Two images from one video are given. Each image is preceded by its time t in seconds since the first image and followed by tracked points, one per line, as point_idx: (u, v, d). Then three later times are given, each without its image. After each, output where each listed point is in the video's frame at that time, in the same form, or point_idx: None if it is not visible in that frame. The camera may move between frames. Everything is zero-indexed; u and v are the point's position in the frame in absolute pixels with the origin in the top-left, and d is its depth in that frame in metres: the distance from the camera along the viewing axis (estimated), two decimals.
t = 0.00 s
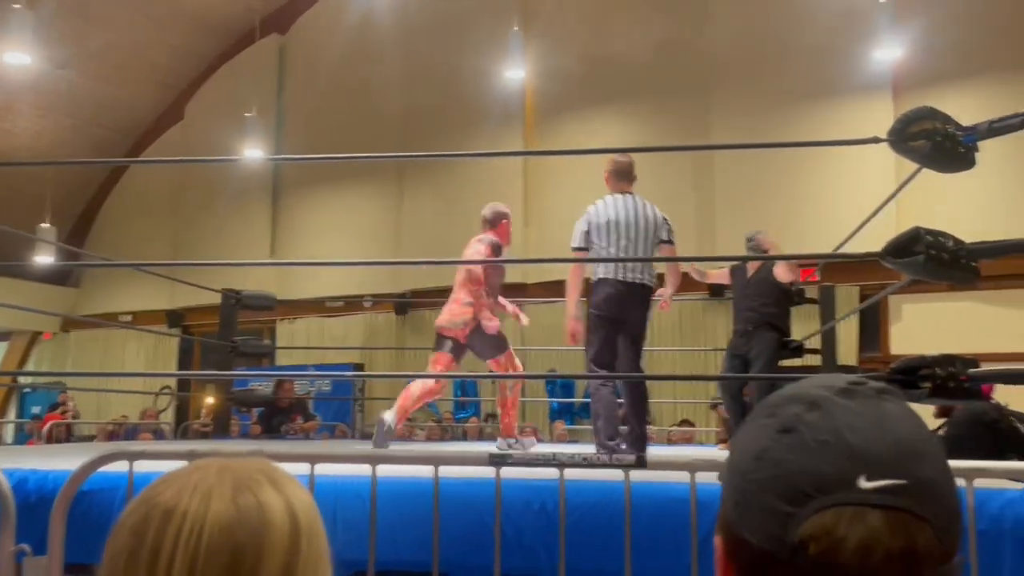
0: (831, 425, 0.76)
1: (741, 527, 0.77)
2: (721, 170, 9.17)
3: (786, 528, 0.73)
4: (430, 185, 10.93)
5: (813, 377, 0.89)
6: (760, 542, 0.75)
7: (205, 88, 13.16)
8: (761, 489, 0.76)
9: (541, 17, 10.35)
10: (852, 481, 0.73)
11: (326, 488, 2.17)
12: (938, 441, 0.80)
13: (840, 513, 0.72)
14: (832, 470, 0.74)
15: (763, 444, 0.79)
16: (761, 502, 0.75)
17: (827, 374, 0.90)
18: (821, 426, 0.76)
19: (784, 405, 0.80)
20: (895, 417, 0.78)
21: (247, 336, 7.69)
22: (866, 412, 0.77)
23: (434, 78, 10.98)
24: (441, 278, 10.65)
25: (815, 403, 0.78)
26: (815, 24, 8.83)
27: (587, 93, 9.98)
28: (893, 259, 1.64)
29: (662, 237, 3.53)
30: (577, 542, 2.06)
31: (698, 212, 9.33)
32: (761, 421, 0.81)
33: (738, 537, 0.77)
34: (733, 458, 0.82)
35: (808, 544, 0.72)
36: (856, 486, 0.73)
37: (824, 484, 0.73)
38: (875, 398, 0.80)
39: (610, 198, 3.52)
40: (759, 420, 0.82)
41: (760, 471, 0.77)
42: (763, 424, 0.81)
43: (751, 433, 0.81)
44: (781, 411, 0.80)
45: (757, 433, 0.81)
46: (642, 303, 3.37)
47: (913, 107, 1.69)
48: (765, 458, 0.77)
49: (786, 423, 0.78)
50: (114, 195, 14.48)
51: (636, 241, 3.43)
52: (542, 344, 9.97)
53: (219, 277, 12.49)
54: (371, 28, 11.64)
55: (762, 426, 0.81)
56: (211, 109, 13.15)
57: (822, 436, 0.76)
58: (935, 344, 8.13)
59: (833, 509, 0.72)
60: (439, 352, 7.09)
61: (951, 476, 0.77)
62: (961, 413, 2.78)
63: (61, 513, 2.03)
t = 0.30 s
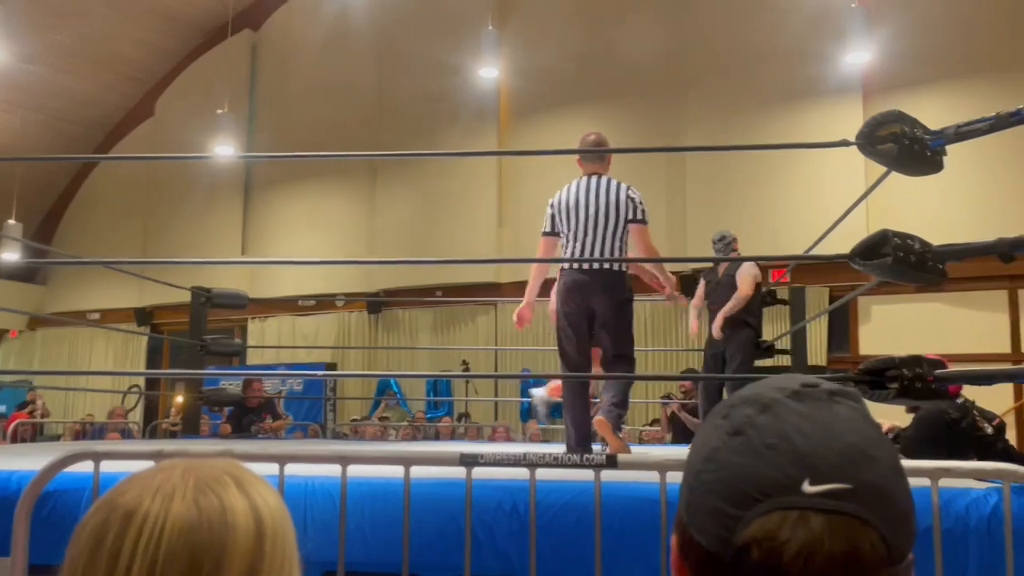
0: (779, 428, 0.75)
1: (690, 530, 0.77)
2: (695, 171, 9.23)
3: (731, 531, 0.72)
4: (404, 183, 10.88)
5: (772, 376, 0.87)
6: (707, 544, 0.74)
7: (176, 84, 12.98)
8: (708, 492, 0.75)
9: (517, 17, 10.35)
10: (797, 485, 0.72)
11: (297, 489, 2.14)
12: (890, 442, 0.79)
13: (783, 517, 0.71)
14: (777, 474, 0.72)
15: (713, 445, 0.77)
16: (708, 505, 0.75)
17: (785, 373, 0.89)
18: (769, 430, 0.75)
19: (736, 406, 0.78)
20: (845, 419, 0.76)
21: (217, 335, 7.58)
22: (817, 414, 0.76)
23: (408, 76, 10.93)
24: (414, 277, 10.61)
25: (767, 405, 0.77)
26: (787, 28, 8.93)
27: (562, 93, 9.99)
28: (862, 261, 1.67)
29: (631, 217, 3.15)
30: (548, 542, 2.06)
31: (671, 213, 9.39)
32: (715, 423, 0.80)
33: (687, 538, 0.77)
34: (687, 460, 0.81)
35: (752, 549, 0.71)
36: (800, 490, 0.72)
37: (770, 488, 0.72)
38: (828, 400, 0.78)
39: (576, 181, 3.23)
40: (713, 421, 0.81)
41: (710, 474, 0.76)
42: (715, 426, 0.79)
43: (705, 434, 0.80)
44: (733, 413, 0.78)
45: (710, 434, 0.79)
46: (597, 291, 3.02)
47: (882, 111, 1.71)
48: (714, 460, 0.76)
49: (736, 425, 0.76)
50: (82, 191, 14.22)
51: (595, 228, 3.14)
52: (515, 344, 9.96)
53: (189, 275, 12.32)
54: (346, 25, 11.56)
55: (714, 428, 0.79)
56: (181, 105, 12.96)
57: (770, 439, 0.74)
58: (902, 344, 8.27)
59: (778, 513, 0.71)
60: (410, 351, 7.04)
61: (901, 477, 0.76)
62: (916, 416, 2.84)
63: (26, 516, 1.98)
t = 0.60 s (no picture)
0: (733, 419, 0.76)
1: (652, 522, 0.78)
2: (668, 171, 9.29)
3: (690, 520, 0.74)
4: (377, 180, 10.82)
5: (730, 373, 0.89)
6: (668, 535, 0.76)
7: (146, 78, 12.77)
8: (669, 484, 0.77)
9: (491, 15, 10.34)
10: (752, 472, 0.73)
11: (266, 488, 2.12)
12: (844, 431, 0.80)
13: (739, 503, 0.72)
14: (732, 462, 0.74)
15: (672, 439, 0.79)
16: (668, 496, 0.76)
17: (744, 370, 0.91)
18: (724, 420, 0.76)
19: (693, 400, 0.80)
20: (798, 409, 0.78)
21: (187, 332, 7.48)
22: (768, 404, 0.78)
23: (381, 73, 10.86)
24: (386, 275, 10.56)
25: (721, 397, 0.78)
26: (760, 31, 9.02)
27: (536, 91, 10.00)
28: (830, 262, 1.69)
29: (616, 205, 3.00)
30: (518, 539, 2.05)
31: (644, 213, 9.44)
32: (673, 418, 0.81)
33: (651, 531, 0.78)
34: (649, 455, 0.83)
35: (710, 535, 0.72)
36: (755, 477, 0.73)
37: (726, 476, 0.74)
38: (780, 392, 0.80)
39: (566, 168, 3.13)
40: (672, 417, 0.82)
41: (669, 466, 0.78)
42: (674, 421, 0.81)
43: (664, 430, 0.82)
44: (690, 407, 0.80)
45: (669, 429, 0.81)
46: (575, 279, 2.84)
47: (850, 112, 1.73)
48: (673, 453, 0.78)
49: (692, 418, 0.78)
50: (47, 186, 13.95)
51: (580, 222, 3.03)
52: (488, 343, 9.94)
53: (158, 272, 12.13)
54: (319, 20, 11.46)
55: (673, 422, 0.81)
56: (151, 98, 12.75)
57: (725, 429, 0.76)
58: (870, 343, 8.40)
59: (734, 499, 0.73)
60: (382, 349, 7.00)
61: (854, 464, 0.77)
62: (893, 428, 2.87)
63: None
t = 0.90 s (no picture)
0: (729, 411, 0.77)
1: (644, 514, 0.78)
2: (650, 168, 9.31)
3: (683, 511, 0.74)
4: (358, 175, 10.76)
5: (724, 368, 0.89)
6: (662, 527, 0.76)
7: (124, 71, 12.63)
8: (662, 475, 0.77)
9: (473, 10, 10.32)
10: (746, 463, 0.74)
11: (246, 485, 2.09)
12: (839, 426, 0.80)
13: (734, 495, 0.73)
14: (727, 453, 0.74)
15: (665, 431, 0.80)
16: (661, 487, 0.76)
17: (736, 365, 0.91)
18: (719, 412, 0.77)
19: (688, 392, 0.80)
20: (791, 402, 0.79)
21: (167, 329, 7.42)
22: (762, 396, 0.79)
23: (361, 68, 10.81)
24: (367, 271, 10.51)
25: (717, 388, 0.79)
26: (743, 28, 9.06)
27: (519, 87, 9.99)
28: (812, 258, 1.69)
29: (601, 193, 2.81)
30: (500, 536, 2.00)
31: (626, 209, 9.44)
32: (668, 409, 0.82)
33: (642, 524, 0.78)
34: (642, 447, 0.83)
35: (704, 527, 0.72)
36: (750, 468, 0.73)
37: (720, 467, 0.74)
38: (775, 384, 0.81)
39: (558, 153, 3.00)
40: (666, 409, 0.83)
41: (663, 457, 0.78)
42: (668, 412, 0.82)
43: (658, 421, 0.82)
44: (685, 398, 0.80)
45: (664, 420, 0.81)
46: (559, 270, 2.79)
47: (831, 109, 1.74)
48: (666, 444, 0.78)
49: (687, 410, 0.79)
50: (25, 181, 13.77)
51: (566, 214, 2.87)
52: (470, 339, 9.93)
53: (137, 268, 12.01)
54: (300, 13, 11.39)
55: (667, 414, 0.81)
56: (129, 92, 12.59)
57: (720, 421, 0.77)
58: (849, 340, 8.47)
59: (728, 491, 0.73)
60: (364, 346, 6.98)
61: (848, 458, 0.78)
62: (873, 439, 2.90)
63: None
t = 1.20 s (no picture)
0: (713, 403, 0.77)
1: (628, 507, 0.78)
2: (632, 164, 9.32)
3: (666, 503, 0.74)
4: (340, 171, 10.70)
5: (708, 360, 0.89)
6: (645, 518, 0.76)
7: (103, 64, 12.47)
8: (647, 466, 0.77)
9: (456, 5, 10.29)
10: (730, 455, 0.74)
11: (226, 482, 2.06)
12: (821, 420, 0.81)
13: (718, 485, 0.73)
14: (710, 446, 0.75)
15: (649, 423, 0.80)
16: (645, 478, 0.77)
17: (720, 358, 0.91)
18: (702, 404, 0.77)
19: (672, 384, 0.81)
20: (775, 395, 0.79)
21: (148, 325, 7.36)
22: (747, 389, 0.79)
23: (343, 63, 10.74)
24: (349, 267, 10.46)
25: (701, 381, 0.79)
26: (725, 26, 9.08)
27: (501, 82, 9.97)
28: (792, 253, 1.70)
29: (612, 194, 2.80)
30: (482, 531, 1.95)
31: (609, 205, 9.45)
32: (652, 401, 0.82)
33: (626, 515, 0.78)
34: (626, 439, 0.83)
35: (688, 518, 0.72)
36: (733, 459, 0.74)
37: (703, 459, 0.74)
38: (759, 376, 0.81)
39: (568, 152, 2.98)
40: (651, 401, 0.83)
41: (647, 449, 0.78)
42: (652, 405, 0.82)
43: (642, 413, 0.82)
44: (669, 390, 0.80)
45: (648, 412, 0.82)
46: (562, 270, 2.75)
47: (813, 105, 1.75)
48: (651, 435, 0.78)
49: (671, 402, 0.79)
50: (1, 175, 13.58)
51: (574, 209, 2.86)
52: (453, 335, 9.90)
53: (116, 264, 11.88)
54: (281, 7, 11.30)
55: (651, 406, 0.81)
56: (108, 85, 12.44)
57: (704, 412, 0.77)
58: (829, 336, 8.55)
59: (712, 482, 0.73)
60: (346, 341, 6.93)
61: (831, 451, 0.78)
62: (851, 436, 2.93)
63: None
